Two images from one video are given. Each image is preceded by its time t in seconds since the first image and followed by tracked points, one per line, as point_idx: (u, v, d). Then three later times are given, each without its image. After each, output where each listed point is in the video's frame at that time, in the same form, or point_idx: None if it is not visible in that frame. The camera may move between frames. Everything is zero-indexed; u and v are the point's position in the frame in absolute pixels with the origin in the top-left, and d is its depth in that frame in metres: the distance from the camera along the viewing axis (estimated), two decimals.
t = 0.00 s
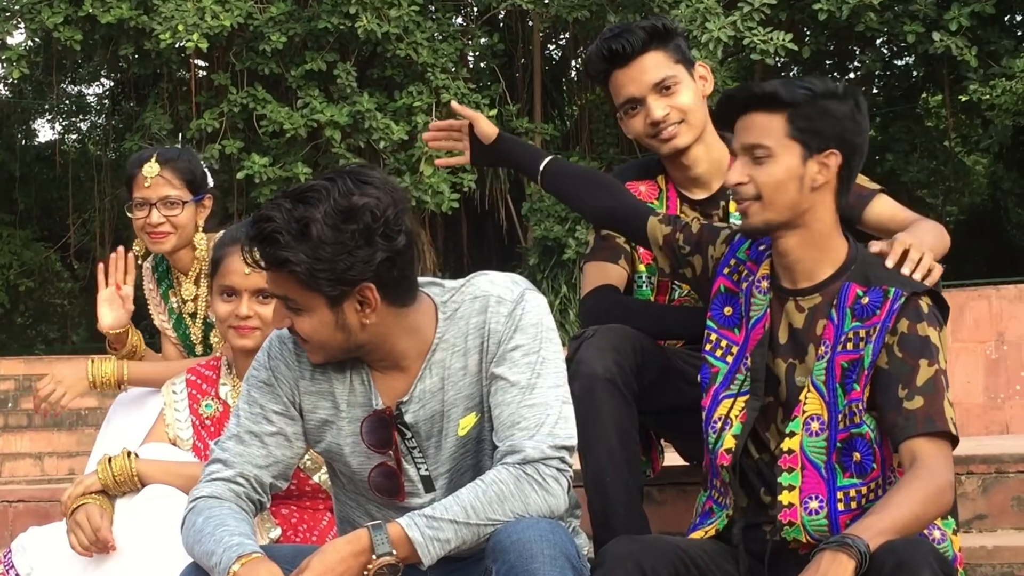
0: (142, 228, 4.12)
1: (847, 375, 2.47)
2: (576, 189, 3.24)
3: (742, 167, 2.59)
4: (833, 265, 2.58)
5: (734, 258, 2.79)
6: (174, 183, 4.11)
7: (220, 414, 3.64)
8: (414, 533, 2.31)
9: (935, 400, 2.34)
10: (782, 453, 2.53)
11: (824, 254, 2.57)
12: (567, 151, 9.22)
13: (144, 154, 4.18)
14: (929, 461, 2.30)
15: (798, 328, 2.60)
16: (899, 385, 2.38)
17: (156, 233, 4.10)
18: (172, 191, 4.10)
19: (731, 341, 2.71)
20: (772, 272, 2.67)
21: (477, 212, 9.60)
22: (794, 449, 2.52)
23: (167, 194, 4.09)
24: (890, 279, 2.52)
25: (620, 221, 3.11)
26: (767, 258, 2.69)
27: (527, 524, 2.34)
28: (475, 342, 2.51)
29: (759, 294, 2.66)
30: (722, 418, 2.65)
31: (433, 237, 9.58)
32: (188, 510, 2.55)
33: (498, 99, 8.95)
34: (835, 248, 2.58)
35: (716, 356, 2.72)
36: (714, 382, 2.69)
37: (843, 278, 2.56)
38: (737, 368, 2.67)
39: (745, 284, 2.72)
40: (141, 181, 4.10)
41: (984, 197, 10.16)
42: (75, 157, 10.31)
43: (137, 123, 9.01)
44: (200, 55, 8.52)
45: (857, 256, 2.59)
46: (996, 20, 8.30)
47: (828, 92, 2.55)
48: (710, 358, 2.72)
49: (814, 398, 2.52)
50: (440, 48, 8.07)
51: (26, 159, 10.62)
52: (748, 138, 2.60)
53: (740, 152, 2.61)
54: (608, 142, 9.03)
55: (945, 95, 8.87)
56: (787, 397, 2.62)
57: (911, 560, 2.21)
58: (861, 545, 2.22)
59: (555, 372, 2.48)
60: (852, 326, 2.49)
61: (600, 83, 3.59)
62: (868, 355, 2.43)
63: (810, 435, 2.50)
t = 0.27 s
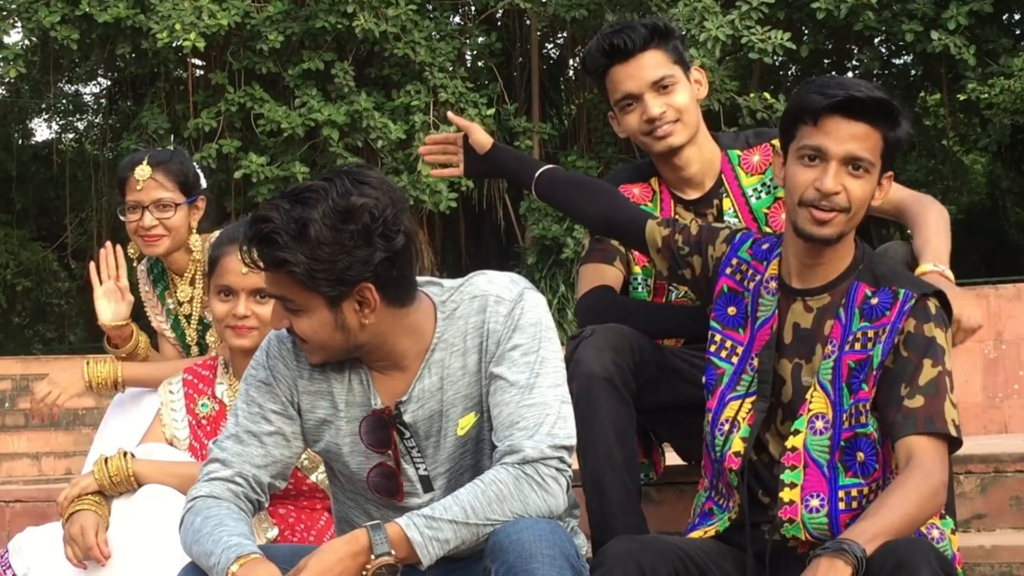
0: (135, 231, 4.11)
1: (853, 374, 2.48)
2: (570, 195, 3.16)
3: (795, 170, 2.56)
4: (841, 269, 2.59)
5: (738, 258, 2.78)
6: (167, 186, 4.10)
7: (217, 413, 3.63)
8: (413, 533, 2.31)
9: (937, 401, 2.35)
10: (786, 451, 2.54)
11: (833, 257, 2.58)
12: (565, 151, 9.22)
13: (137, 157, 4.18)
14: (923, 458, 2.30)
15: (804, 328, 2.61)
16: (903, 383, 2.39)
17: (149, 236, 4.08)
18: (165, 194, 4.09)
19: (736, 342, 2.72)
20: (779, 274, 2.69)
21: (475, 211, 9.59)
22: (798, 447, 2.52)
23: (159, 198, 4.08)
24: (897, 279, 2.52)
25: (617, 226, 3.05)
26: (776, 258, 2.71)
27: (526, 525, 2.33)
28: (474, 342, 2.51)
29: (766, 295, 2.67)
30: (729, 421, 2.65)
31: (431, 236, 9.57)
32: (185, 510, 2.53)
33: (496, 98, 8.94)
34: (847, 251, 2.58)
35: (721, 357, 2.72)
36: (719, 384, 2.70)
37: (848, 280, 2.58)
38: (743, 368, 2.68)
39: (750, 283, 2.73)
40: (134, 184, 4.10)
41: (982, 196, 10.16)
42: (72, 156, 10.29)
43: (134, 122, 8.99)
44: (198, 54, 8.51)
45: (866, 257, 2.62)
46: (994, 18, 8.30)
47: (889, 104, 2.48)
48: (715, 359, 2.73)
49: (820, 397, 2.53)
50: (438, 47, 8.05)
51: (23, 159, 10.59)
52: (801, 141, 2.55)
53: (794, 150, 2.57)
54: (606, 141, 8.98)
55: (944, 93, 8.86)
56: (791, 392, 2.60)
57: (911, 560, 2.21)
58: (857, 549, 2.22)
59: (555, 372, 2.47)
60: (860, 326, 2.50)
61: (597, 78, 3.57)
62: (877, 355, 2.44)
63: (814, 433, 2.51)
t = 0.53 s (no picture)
0: (140, 229, 4.08)
1: (858, 377, 2.48)
2: (570, 193, 3.15)
3: (797, 173, 2.55)
4: (843, 270, 2.58)
5: (741, 257, 2.74)
6: (172, 184, 4.08)
7: (214, 413, 3.63)
8: (411, 532, 2.30)
9: (941, 404, 2.36)
10: (788, 452, 2.54)
11: (837, 259, 2.57)
12: (564, 150, 9.20)
13: (141, 154, 4.14)
14: (926, 460, 2.31)
15: (809, 329, 2.59)
16: (908, 386, 2.40)
17: (154, 235, 4.07)
18: (170, 192, 4.07)
19: (740, 343, 2.68)
20: (784, 274, 2.66)
21: (474, 211, 9.58)
22: (800, 448, 2.52)
23: (165, 195, 4.06)
24: (901, 280, 2.52)
25: (616, 225, 3.01)
26: (780, 258, 2.68)
27: (525, 525, 2.32)
28: (476, 342, 2.51)
29: (771, 296, 2.64)
30: (734, 423, 2.63)
31: (429, 235, 9.56)
32: (186, 511, 2.52)
33: (495, 98, 8.92)
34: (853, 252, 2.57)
35: (725, 358, 2.69)
36: (723, 386, 2.67)
37: (855, 280, 2.58)
38: (747, 370, 2.65)
39: (754, 283, 2.69)
40: (139, 182, 4.06)
41: (982, 196, 10.14)
42: (70, 156, 10.27)
43: (132, 122, 8.98)
44: (196, 53, 8.49)
45: (870, 257, 2.60)
46: (994, 18, 8.29)
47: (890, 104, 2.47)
48: (719, 361, 2.70)
49: (824, 399, 2.52)
50: (437, 47, 8.05)
51: (21, 159, 10.58)
52: (801, 145, 2.54)
53: (795, 153, 2.56)
54: (606, 140, 8.98)
55: (944, 93, 8.85)
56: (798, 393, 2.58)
57: (914, 559, 2.22)
58: (859, 549, 2.23)
59: (556, 373, 2.47)
60: (865, 329, 2.50)
61: (614, 62, 3.57)
62: (883, 358, 2.44)
63: (817, 435, 2.50)
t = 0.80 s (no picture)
0: (152, 224, 4.08)
1: (860, 379, 2.47)
2: (569, 195, 3.12)
3: (787, 173, 2.54)
4: (843, 272, 2.57)
5: (741, 258, 2.72)
6: (186, 178, 4.10)
7: (213, 414, 3.61)
8: (411, 529, 2.32)
9: (943, 406, 2.36)
10: (789, 453, 2.53)
11: (836, 259, 2.56)
12: (564, 150, 9.20)
13: (154, 148, 4.12)
14: (926, 462, 2.31)
15: (812, 330, 2.59)
16: (910, 388, 2.40)
17: (167, 229, 4.07)
18: (184, 187, 4.08)
19: (741, 344, 2.67)
20: (785, 275, 2.65)
21: (474, 211, 9.57)
22: (801, 450, 2.51)
23: (179, 190, 4.07)
24: (904, 282, 2.51)
25: (615, 227, 2.99)
26: (781, 258, 2.66)
27: (525, 525, 2.33)
28: (484, 341, 2.51)
29: (772, 297, 2.64)
30: (737, 427, 2.62)
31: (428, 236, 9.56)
32: (195, 506, 2.54)
33: (495, 98, 8.91)
34: (851, 254, 2.56)
35: (726, 360, 2.68)
36: (726, 389, 2.66)
37: (857, 280, 2.57)
38: (749, 371, 2.64)
39: (755, 284, 2.68)
40: (153, 176, 4.07)
41: (982, 196, 10.13)
42: (69, 156, 10.25)
43: (132, 122, 8.97)
44: (196, 53, 8.48)
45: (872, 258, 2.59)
46: (994, 18, 8.28)
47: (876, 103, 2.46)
48: (721, 363, 2.69)
49: (825, 400, 2.51)
50: (437, 47, 8.05)
51: (20, 159, 10.58)
52: (789, 143, 2.54)
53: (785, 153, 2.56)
54: (606, 140, 9.08)
55: (944, 92, 8.84)
56: (799, 394, 2.57)
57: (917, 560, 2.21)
58: (859, 549, 2.22)
59: (562, 375, 2.47)
60: (867, 330, 2.49)
61: (650, 47, 3.56)
62: (887, 361, 2.43)
63: (818, 436, 2.50)
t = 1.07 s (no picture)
0: (164, 219, 4.11)
1: (868, 383, 2.46)
2: (569, 186, 3.06)
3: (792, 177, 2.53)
4: (855, 274, 2.55)
5: (748, 257, 2.70)
6: (198, 174, 4.12)
7: (214, 415, 3.61)
8: (412, 528, 2.31)
9: (951, 413, 2.36)
10: (793, 453, 2.52)
11: (850, 261, 2.54)
12: (564, 151, 9.19)
13: (166, 144, 4.16)
14: (931, 471, 2.32)
15: (820, 332, 2.56)
16: (918, 393, 2.40)
17: (179, 225, 4.09)
18: (195, 182, 4.11)
19: (748, 344, 2.65)
20: (794, 275, 2.62)
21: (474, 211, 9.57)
22: (806, 451, 2.51)
23: (191, 185, 4.09)
24: (915, 287, 2.50)
25: (620, 220, 2.97)
26: (790, 258, 2.63)
27: (527, 527, 2.32)
28: (495, 342, 2.52)
29: (781, 298, 2.61)
30: (744, 429, 2.58)
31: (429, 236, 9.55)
32: (204, 505, 2.53)
33: (495, 98, 8.90)
34: (863, 256, 2.54)
35: (733, 360, 2.66)
36: (732, 391, 2.64)
37: (870, 281, 2.55)
38: (756, 372, 2.61)
39: (762, 284, 2.65)
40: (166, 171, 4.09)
41: (984, 196, 10.12)
42: (69, 156, 10.24)
43: (132, 122, 8.96)
44: (195, 53, 8.46)
45: (884, 260, 2.58)
46: (995, 18, 8.28)
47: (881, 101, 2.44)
48: (727, 363, 2.67)
49: (832, 403, 2.50)
50: (437, 47, 8.05)
51: (20, 159, 10.58)
52: (795, 147, 2.53)
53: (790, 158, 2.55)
54: (606, 141, 9.20)
55: (945, 92, 8.83)
56: (806, 395, 2.55)
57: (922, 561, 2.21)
58: (862, 548, 2.22)
59: (571, 376, 2.47)
60: (877, 334, 2.48)
61: (699, 28, 3.46)
62: (898, 366, 2.43)
63: (824, 439, 2.49)
